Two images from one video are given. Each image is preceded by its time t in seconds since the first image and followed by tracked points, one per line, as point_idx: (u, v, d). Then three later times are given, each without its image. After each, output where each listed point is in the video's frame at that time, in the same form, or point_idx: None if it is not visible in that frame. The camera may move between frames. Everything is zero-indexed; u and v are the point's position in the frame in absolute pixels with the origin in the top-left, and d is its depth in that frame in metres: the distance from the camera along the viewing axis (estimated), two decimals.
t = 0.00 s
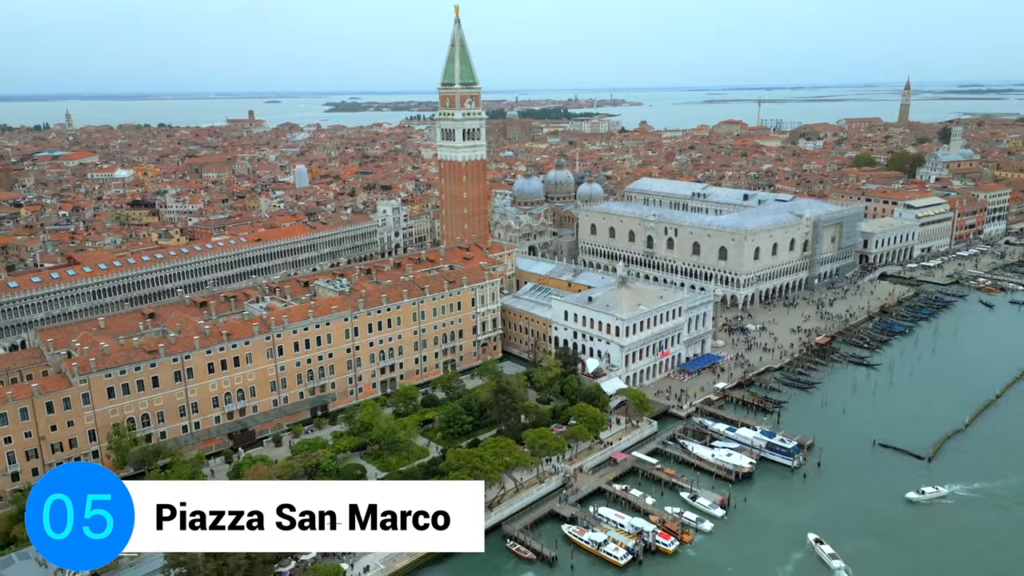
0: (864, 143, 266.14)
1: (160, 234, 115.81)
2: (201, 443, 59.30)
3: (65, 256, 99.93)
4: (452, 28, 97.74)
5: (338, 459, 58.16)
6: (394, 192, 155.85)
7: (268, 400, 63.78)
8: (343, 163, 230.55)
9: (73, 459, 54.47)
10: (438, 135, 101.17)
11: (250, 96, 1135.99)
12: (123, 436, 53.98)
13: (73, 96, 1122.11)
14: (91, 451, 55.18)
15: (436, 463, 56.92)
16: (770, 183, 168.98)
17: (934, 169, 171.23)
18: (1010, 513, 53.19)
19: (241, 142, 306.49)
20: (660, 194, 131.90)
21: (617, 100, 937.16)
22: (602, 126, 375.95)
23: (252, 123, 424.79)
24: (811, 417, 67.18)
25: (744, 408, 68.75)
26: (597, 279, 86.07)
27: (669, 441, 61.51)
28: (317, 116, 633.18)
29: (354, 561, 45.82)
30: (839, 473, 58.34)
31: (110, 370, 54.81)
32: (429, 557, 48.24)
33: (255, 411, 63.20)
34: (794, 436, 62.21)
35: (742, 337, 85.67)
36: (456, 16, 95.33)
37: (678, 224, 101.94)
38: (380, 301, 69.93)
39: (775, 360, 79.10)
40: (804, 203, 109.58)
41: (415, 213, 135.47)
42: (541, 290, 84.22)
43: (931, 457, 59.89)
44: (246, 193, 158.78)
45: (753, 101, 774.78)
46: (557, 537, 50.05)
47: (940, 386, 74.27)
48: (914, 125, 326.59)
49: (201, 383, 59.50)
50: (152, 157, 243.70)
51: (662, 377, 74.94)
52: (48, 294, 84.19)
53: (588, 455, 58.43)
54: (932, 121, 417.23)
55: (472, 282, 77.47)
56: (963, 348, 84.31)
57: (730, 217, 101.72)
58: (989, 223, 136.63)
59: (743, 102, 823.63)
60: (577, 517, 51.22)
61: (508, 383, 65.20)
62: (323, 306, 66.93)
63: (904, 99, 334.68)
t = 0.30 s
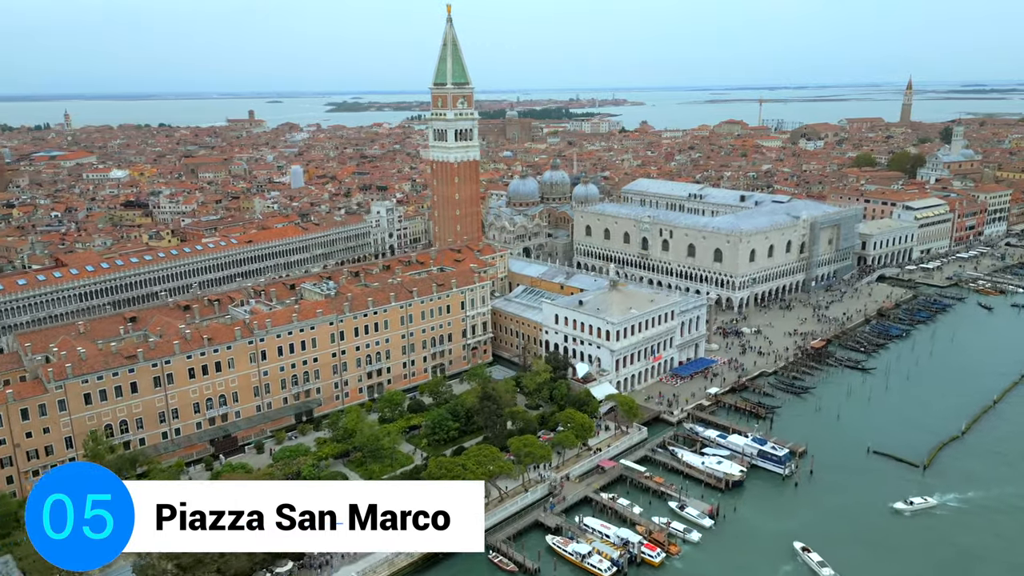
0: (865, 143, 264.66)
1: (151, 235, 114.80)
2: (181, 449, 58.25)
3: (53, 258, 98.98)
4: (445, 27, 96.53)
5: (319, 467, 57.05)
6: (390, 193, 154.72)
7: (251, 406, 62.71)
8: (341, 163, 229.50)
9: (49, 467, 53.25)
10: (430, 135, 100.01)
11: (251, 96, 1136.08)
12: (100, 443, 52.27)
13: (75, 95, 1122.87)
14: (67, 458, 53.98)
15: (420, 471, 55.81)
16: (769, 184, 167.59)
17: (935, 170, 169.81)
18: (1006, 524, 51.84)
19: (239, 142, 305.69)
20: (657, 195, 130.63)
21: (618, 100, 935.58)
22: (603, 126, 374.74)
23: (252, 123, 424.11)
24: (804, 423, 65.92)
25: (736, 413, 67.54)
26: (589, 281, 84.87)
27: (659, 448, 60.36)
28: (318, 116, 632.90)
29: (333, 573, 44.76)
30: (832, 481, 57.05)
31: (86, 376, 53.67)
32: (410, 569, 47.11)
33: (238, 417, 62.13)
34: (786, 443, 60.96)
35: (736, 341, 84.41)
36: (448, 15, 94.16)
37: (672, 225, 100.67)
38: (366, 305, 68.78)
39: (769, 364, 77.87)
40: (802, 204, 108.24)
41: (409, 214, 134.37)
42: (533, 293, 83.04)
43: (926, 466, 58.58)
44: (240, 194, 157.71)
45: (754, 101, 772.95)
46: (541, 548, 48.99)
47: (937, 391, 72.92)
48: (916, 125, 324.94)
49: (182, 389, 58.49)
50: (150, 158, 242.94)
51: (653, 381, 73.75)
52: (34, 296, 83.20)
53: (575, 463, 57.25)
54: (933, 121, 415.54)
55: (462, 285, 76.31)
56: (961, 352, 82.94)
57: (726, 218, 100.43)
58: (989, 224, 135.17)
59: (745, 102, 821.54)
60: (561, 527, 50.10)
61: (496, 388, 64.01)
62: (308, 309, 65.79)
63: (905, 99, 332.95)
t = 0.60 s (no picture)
0: (866, 143, 263.21)
1: (142, 237, 113.79)
2: (161, 457, 57.18)
3: (41, 259, 97.99)
4: (437, 26, 95.34)
5: (301, 475, 55.89)
6: (385, 194, 153.69)
7: (233, 411, 61.60)
8: (338, 163, 228.62)
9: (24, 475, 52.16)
10: (422, 135, 98.84)
11: (253, 95, 1136.73)
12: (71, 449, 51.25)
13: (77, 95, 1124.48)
14: (43, 466, 52.90)
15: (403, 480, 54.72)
16: (768, 185, 166.29)
17: (935, 171, 168.41)
18: (1001, 536, 50.47)
19: (237, 142, 305.09)
20: (653, 196, 129.40)
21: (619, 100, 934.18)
22: (603, 125, 373.69)
23: (251, 123, 423.52)
24: (797, 429, 64.64)
25: (728, 419, 66.37)
26: (582, 284, 83.74)
27: (648, 455, 59.23)
28: (318, 116, 632.60)
29: None
30: (824, 490, 55.75)
31: (62, 382, 52.60)
32: None
33: (220, 423, 61.05)
34: (777, 451, 59.72)
35: (730, 345, 83.23)
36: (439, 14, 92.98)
37: (667, 227, 99.51)
38: (352, 309, 67.65)
39: (763, 368, 76.70)
40: (798, 206, 106.99)
41: (404, 215, 133.31)
42: (524, 296, 81.92)
43: (920, 475, 57.24)
44: (234, 194, 156.78)
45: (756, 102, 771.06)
46: (523, 560, 48.03)
47: (933, 397, 71.55)
48: (918, 125, 323.40)
49: (161, 395, 57.43)
50: (147, 158, 242.31)
51: (645, 387, 72.59)
52: (19, 299, 82.19)
53: (562, 471, 56.10)
54: (935, 121, 413.87)
55: (451, 288, 75.14)
56: (959, 357, 81.57)
57: (721, 220, 99.18)
58: (989, 226, 133.72)
59: (748, 101, 819.30)
60: (545, 538, 49.00)
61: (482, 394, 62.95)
62: (292, 313, 64.73)
63: (907, 99, 331.41)
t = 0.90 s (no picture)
0: (868, 143, 261.59)
1: (132, 238, 112.67)
2: (138, 464, 56.01)
3: (27, 261, 96.92)
4: (428, 26, 94.09)
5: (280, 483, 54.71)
6: (380, 195, 152.52)
7: (213, 418, 60.36)
8: (336, 163, 227.56)
9: None
10: (413, 136, 97.62)
11: (254, 95, 1137.04)
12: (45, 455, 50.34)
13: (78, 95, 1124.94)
14: (15, 474, 51.74)
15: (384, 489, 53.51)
16: (766, 185, 164.77)
17: (936, 172, 166.83)
18: (996, 549, 49.13)
19: (236, 142, 304.29)
20: (649, 197, 128.08)
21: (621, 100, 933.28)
22: (603, 126, 372.42)
23: (251, 123, 422.80)
24: (789, 436, 63.34)
25: (719, 426, 65.05)
26: (573, 287, 82.51)
27: (635, 463, 58.00)
28: (319, 116, 632.26)
29: None
30: (815, 499, 54.43)
31: (35, 389, 51.40)
32: None
33: (200, 430, 59.83)
34: (767, 459, 58.36)
35: (723, 349, 81.92)
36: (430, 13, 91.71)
37: (661, 229, 98.20)
38: (336, 313, 66.39)
39: (757, 374, 75.40)
40: (795, 207, 105.61)
41: (397, 216, 132.07)
42: (513, 299, 80.71)
43: (914, 484, 55.93)
44: (228, 195, 155.73)
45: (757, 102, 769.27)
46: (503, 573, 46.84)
47: (928, 403, 70.20)
48: (919, 125, 321.69)
49: (139, 402, 56.26)
50: (145, 158, 241.57)
51: (635, 392, 71.33)
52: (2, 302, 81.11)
53: (547, 479, 54.84)
54: (937, 121, 412.11)
55: (439, 291, 73.89)
56: (955, 361, 80.21)
57: (716, 221, 97.82)
58: (989, 227, 132.17)
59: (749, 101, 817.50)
60: (527, 550, 47.83)
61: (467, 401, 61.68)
62: (274, 318, 63.47)
63: (908, 99, 329.70)
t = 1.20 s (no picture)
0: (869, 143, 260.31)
1: (122, 239, 111.70)
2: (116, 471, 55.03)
3: (15, 262, 95.99)
4: (419, 25, 92.87)
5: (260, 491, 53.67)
6: (375, 196, 151.53)
7: (194, 424, 59.32)
8: (333, 164, 226.64)
9: None
10: (405, 137, 96.50)
11: (256, 95, 1137.02)
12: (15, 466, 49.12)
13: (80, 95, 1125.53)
14: None
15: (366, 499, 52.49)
16: (765, 186, 163.52)
17: (936, 172, 165.39)
18: (991, 561, 47.88)
19: (235, 142, 303.65)
20: (645, 198, 126.86)
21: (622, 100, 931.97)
22: (603, 126, 371.25)
23: (251, 122, 422.03)
24: (781, 443, 62.18)
25: (710, 433, 63.87)
26: (565, 290, 81.39)
27: (623, 471, 56.85)
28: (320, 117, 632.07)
29: None
30: (805, 509, 53.26)
31: (9, 396, 50.31)
32: None
33: (180, 436, 58.82)
34: (758, 467, 57.19)
35: (717, 353, 80.80)
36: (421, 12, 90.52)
37: (656, 231, 97.00)
38: (321, 317, 65.25)
39: (750, 379, 74.22)
40: (791, 209, 104.35)
41: (392, 217, 130.94)
42: (503, 302, 79.59)
43: (908, 493, 54.74)
44: (222, 196, 154.68)
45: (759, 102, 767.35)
46: None
47: (924, 408, 69.02)
48: (921, 125, 320.12)
49: (116, 408, 55.23)
50: (142, 158, 240.63)
51: (626, 398, 70.20)
52: None
53: (532, 488, 53.67)
54: (939, 121, 410.38)
55: (427, 294, 72.67)
56: (953, 366, 78.96)
57: (711, 223, 96.58)
58: (989, 229, 130.68)
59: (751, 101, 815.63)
60: (509, 563, 46.94)
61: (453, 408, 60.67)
62: (257, 322, 62.33)
63: (910, 99, 328.05)
